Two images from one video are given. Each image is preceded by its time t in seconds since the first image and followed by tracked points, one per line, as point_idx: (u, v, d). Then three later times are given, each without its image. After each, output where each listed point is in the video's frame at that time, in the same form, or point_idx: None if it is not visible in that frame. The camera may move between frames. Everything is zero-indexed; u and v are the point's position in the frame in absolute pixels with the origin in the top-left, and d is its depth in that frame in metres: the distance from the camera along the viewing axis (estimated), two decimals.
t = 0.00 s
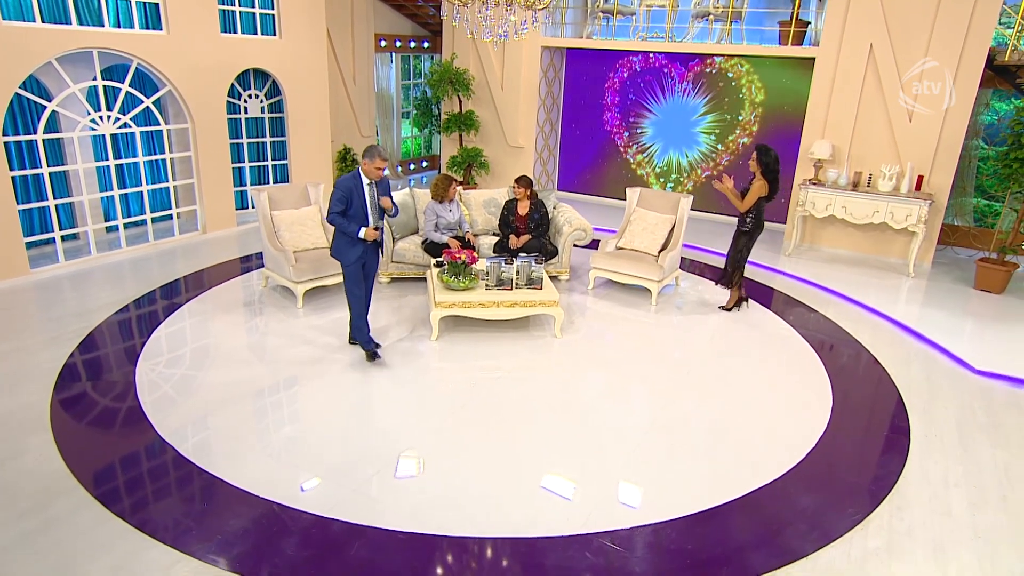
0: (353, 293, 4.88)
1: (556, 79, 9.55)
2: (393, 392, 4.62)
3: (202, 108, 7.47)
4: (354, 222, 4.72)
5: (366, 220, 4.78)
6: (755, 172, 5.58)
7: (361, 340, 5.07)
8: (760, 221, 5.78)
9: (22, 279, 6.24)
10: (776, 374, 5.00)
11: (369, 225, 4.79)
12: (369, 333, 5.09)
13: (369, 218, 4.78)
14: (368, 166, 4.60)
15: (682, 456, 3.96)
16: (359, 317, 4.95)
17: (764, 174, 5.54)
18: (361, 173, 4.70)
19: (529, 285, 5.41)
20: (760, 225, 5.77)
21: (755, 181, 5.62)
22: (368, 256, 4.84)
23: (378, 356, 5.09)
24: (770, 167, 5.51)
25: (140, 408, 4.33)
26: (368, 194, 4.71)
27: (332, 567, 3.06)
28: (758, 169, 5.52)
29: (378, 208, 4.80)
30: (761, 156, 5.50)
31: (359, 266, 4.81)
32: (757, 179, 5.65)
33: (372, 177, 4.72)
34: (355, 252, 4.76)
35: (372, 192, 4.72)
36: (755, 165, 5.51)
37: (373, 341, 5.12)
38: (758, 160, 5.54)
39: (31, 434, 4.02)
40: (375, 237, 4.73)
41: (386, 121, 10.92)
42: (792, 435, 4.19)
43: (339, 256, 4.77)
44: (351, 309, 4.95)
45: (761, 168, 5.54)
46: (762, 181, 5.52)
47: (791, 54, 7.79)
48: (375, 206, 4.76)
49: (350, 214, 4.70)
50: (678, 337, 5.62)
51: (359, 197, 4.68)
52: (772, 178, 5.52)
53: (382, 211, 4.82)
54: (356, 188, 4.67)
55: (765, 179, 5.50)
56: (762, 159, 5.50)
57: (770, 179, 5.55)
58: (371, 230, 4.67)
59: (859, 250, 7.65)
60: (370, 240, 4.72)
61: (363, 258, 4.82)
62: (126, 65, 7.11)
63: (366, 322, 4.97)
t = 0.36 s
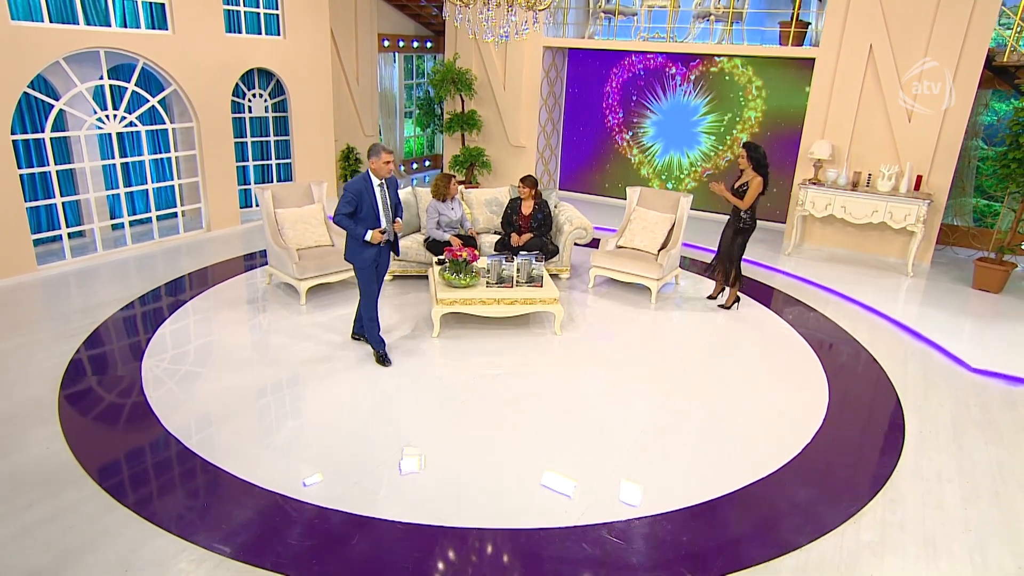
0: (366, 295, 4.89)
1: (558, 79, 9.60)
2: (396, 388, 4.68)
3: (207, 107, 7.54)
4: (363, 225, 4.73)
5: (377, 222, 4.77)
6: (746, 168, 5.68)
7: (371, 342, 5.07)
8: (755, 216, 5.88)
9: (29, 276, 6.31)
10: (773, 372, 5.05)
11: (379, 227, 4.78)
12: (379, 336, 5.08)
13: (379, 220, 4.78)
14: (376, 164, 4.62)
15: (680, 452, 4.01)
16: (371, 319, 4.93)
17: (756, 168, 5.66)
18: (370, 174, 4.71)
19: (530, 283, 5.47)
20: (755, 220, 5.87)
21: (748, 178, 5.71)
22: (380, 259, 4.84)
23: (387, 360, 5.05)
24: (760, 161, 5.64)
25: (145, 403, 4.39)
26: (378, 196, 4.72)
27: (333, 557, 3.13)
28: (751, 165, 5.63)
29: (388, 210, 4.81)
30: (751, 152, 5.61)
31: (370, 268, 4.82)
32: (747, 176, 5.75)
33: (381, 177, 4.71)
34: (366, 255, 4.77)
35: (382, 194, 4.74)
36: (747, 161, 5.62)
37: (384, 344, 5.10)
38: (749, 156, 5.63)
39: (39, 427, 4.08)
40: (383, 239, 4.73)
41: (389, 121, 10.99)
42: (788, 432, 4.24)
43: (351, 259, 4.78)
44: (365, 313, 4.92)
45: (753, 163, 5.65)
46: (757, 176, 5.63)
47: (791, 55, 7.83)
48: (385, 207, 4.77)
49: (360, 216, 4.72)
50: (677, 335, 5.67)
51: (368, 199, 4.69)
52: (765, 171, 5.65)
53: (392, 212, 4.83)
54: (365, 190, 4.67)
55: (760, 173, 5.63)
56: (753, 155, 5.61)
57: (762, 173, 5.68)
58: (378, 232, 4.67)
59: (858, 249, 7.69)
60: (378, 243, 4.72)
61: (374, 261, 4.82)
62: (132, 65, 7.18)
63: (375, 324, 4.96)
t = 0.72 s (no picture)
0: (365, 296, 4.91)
1: (549, 78, 9.66)
2: (387, 386, 4.72)
3: (199, 107, 7.56)
4: (366, 226, 4.74)
5: (377, 223, 4.80)
6: (727, 163, 5.78)
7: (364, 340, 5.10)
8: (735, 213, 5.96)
9: (21, 275, 6.33)
10: (761, 368, 5.12)
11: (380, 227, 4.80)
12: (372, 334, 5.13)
13: (380, 220, 4.81)
14: (371, 164, 4.63)
15: (668, 446, 4.08)
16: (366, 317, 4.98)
17: (737, 164, 5.76)
18: (365, 174, 4.73)
19: (521, 281, 5.54)
20: (734, 217, 5.97)
21: (729, 173, 5.79)
22: (381, 259, 4.88)
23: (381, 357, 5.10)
24: (741, 157, 5.74)
25: (138, 401, 4.42)
26: (376, 196, 4.75)
27: (326, 550, 3.18)
28: (732, 160, 5.73)
29: (385, 209, 4.85)
30: (733, 147, 5.72)
31: (373, 269, 4.85)
32: (727, 171, 5.84)
33: (376, 177, 4.74)
34: (371, 256, 4.80)
35: (380, 194, 4.78)
36: (728, 157, 5.71)
37: (376, 342, 5.16)
38: (731, 153, 5.72)
39: (32, 425, 4.10)
40: (389, 237, 4.78)
41: (382, 120, 11.03)
42: (775, 426, 4.31)
43: (352, 262, 4.80)
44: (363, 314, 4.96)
45: (734, 159, 5.75)
46: (737, 171, 5.73)
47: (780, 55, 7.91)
48: (383, 207, 4.82)
49: (361, 218, 4.73)
50: (666, 332, 5.74)
51: (368, 200, 4.71)
52: (746, 167, 5.76)
53: (389, 212, 4.87)
54: (364, 192, 4.69)
55: (742, 168, 5.73)
56: (734, 151, 5.71)
57: (742, 168, 5.79)
58: (386, 230, 4.71)
59: (845, 247, 7.79)
60: (385, 240, 4.78)
61: (376, 261, 4.85)
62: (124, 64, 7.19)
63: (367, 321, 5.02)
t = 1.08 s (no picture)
0: (361, 294, 4.95)
1: (541, 78, 9.72)
2: (380, 384, 4.76)
3: (192, 106, 7.57)
4: (362, 223, 4.78)
5: (373, 220, 4.83)
6: (712, 160, 5.84)
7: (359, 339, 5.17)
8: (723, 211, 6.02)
9: (14, 274, 6.33)
10: (750, 365, 5.19)
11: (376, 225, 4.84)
12: (367, 333, 5.19)
13: (376, 217, 4.85)
14: (368, 161, 4.67)
15: (658, 442, 4.13)
16: (362, 316, 5.05)
17: (723, 161, 5.83)
18: (363, 172, 4.78)
19: (513, 279, 5.58)
20: (720, 217, 6.03)
21: (715, 171, 5.87)
22: (376, 257, 4.89)
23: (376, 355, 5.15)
24: (726, 154, 5.80)
25: (132, 399, 4.44)
26: (373, 194, 4.80)
27: (320, 546, 3.20)
28: (716, 158, 5.79)
29: (382, 207, 4.89)
30: (717, 144, 5.78)
31: (368, 267, 4.88)
32: (713, 168, 5.91)
33: (374, 175, 4.79)
34: (366, 253, 4.83)
35: (377, 191, 4.83)
36: (713, 155, 5.78)
37: (370, 341, 5.21)
38: (716, 151, 5.79)
39: (26, 424, 4.12)
40: (385, 235, 4.78)
41: (374, 120, 11.06)
42: (763, 421, 4.37)
43: (348, 258, 4.83)
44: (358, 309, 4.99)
45: (719, 157, 5.82)
46: (723, 167, 5.81)
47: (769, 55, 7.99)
48: (381, 205, 4.86)
49: (357, 215, 4.77)
50: (657, 329, 5.80)
51: (364, 197, 4.76)
52: (732, 163, 5.83)
53: (386, 209, 4.91)
54: (361, 189, 4.74)
55: (728, 166, 5.81)
56: (719, 148, 5.77)
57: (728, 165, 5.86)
58: (381, 227, 4.72)
59: (834, 246, 7.88)
60: (379, 239, 4.76)
61: (372, 260, 4.88)
62: (116, 64, 7.19)
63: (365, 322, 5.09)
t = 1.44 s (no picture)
0: (350, 289, 5.01)
1: (538, 78, 9.77)
2: (376, 382, 4.79)
3: (190, 106, 7.60)
4: (358, 220, 4.81)
5: (370, 218, 4.86)
6: (706, 160, 5.90)
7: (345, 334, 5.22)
8: (718, 214, 6.05)
9: (12, 274, 6.35)
10: (745, 363, 5.23)
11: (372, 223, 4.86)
12: (354, 329, 5.25)
13: (373, 215, 4.88)
14: (370, 160, 4.69)
15: (653, 440, 4.17)
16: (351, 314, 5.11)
17: (718, 161, 5.88)
18: (365, 170, 4.79)
19: (509, 278, 5.62)
20: (716, 219, 6.06)
21: (711, 172, 5.92)
22: (369, 256, 4.94)
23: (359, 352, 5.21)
24: (720, 154, 5.86)
25: (131, 398, 4.47)
26: (372, 192, 4.81)
27: (318, 544, 3.23)
28: (711, 157, 5.85)
29: (381, 207, 4.89)
30: (711, 144, 5.85)
31: (360, 264, 4.93)
32: (709, 169, 5.95)
33: (376, 174, 4.80)
34: (359, 250, 4.87)
35: (377, 191, 4.83)
36: (708, 154, 5.83)
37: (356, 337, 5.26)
38: (711, 151, 5.85)
39: (25, 422, 4.14)
40: (380, 234, 4.82)
41: (372, 120, 11.10)
42: (757, 419, 4.41)
43: (342, 253, 4.87)
44: (346, 304, 5.04)
45: (714, 157, 5.87)
46: (718, 167, 5.87)
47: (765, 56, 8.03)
48: (379, 204, 4.87)
49: (354, 211, 4.79)
50: (653, 329, 5.84)
51: (362, 194, 4.78)
52: (728, 163, 5.88)
53: (385, 209, 4.92)
54: (360, 186, 4.76)
55: (723, 166, 5.85)
56: (714, 148, 5.84)
57: (723, 165, 5.90)
58: (375, 226, 4.74)
59: (829, 245, 7.93)
60: (373, 237, 4.80)
61: (365, 258, 4.93)
62: (114, 64, 7.22)
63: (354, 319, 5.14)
